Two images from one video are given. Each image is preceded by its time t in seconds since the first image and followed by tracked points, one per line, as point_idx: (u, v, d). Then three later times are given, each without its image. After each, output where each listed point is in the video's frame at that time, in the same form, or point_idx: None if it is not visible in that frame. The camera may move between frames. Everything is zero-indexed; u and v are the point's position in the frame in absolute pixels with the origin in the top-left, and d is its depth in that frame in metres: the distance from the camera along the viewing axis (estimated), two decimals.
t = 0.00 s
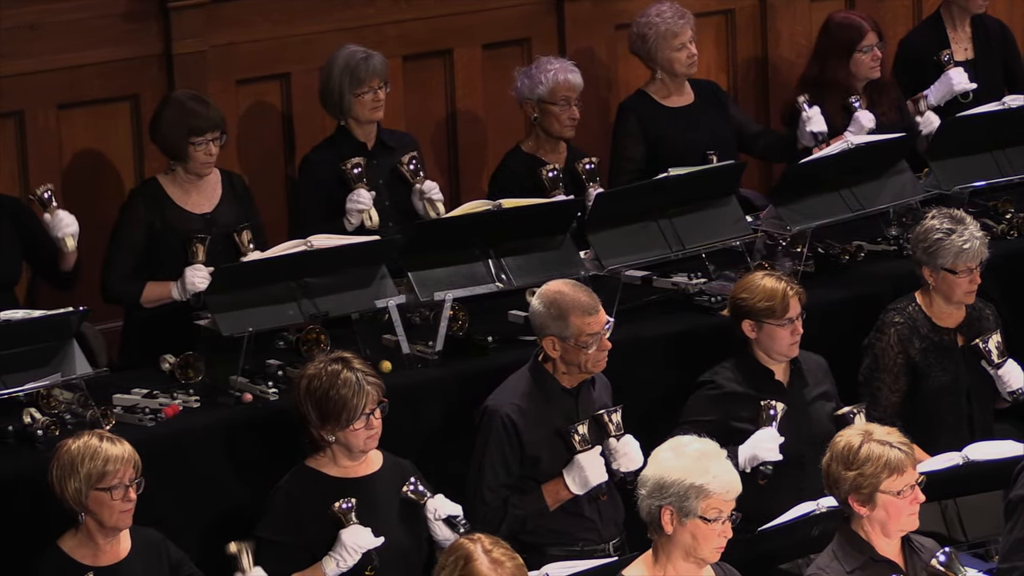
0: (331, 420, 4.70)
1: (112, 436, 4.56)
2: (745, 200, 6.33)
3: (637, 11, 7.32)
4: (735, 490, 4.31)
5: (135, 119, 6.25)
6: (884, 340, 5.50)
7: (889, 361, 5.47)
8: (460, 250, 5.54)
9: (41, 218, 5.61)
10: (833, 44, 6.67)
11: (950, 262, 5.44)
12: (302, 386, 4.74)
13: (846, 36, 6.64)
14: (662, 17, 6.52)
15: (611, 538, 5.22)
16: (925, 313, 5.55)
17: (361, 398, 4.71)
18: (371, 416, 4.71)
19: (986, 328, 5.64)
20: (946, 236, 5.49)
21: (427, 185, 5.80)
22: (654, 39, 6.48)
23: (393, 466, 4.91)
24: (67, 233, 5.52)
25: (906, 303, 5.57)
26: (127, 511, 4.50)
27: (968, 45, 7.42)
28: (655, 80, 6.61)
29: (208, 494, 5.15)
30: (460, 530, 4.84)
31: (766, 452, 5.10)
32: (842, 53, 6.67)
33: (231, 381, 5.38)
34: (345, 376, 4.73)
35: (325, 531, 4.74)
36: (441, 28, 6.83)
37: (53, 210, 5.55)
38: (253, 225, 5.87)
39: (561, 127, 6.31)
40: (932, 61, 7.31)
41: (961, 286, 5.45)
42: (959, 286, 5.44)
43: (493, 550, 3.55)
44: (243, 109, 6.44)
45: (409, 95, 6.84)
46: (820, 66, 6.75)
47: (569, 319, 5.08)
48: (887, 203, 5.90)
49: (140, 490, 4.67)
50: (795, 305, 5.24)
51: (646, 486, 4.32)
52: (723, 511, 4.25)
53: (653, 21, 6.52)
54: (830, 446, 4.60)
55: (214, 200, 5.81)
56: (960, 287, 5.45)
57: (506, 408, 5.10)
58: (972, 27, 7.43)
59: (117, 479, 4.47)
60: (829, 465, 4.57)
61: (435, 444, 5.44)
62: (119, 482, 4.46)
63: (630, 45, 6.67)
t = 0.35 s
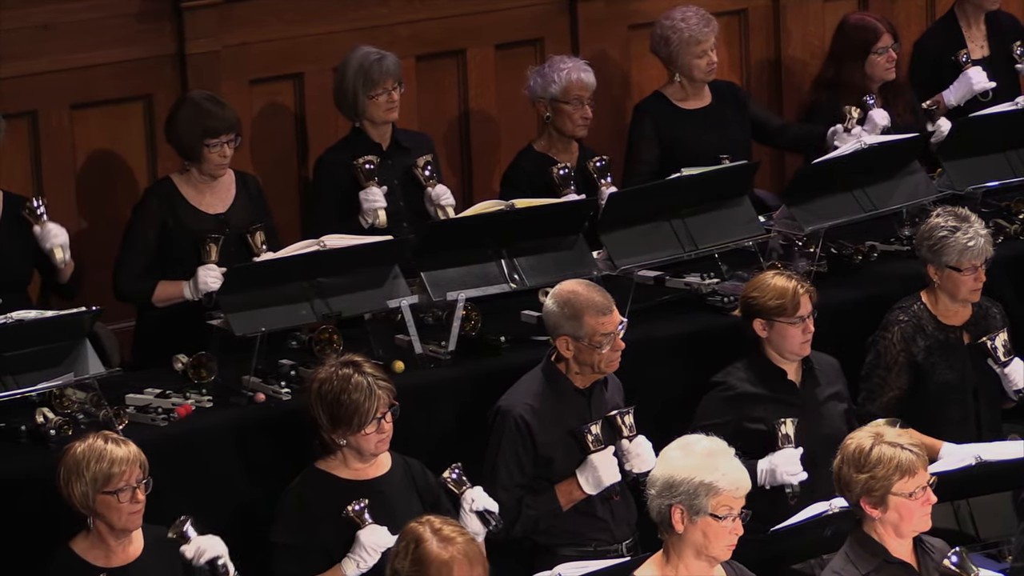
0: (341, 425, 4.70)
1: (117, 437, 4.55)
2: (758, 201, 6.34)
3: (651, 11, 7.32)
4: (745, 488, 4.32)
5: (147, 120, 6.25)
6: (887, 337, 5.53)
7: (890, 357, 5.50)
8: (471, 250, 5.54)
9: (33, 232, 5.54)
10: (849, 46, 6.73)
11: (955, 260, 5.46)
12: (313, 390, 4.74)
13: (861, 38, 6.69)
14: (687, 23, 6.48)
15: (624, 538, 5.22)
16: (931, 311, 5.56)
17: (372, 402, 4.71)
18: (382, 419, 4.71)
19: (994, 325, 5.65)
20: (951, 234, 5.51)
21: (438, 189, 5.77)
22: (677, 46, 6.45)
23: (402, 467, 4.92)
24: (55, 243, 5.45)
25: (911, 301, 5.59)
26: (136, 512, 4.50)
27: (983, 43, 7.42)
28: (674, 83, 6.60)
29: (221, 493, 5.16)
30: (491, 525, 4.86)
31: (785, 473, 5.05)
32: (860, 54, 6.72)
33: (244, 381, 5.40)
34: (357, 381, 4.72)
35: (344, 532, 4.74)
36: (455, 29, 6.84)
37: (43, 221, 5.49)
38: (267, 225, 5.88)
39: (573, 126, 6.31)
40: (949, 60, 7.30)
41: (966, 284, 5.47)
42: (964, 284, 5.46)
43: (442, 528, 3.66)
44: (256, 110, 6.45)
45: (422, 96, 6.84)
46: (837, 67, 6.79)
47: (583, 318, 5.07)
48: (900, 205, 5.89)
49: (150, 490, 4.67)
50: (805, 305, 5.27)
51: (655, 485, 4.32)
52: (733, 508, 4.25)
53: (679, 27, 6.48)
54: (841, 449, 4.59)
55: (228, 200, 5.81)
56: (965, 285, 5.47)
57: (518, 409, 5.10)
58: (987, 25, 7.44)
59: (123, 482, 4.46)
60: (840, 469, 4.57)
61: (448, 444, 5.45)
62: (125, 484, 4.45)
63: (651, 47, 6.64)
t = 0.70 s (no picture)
0: (346, 432, 4.72)
1: (123, 438, 4.55)
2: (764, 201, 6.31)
3: (658, 11, 7.32)
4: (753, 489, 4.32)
5: (153, 118, 6.24)
6: (888, 337, 5.52)
7: (890, 358, 5.49)
8: (478, 250, 5.54)
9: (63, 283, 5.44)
10: (853, 46, 6.70)
11: (956, 259, 5.46)
12: (318, 397, 4.76)
13: (862, 40, 6.69)
14: (700, 23, 6.45)
15: (631, 538, 5.22)
16: (932, 311, 5.56)
17: (378, 407, 4.71)
18: (388, 427, 4.73)
19: (996, 325, 5.67)
20: (951, 234, 5.51)
21: (444, 190, 5.73)
22: (691, 46, 6.42)
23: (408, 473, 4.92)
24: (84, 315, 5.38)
25: (912, 301, 5.59)
26: (145, 513, 4.51)
27: (991, 41, 7.42)
28: (687, 83, 6.58)
29: (228, 493, 5.17)
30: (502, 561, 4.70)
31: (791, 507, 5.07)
32: (861, 56, 6.70)
33: (249, 381, 5.41)
34: (362, 387, 4.73)
35: (344, 536, 4.75)
36: (460, 28, 6.84)
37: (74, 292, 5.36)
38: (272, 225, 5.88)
39: (578, 131, 6.30)
40: (959, 60, 7.30)
41: (968, 283, 5.47)
42: (965, 283, 5.46)
43: (399, 527, 3.81)
44: (263, 110, 6.45)
45: (428, 97, 6.84)
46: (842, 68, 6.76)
47: (592, 318, 5.08)
48: (907, 205, 5.89)
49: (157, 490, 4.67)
50: (810, 304, 5.26)
51: (663, 487, 4.32)
52: (741, 510, 4.26)
53: (692, 27, 6.45)
54: (847, 453, 4.59)
55: (233, 200, 5.80)
56: (966, 284, 5.47)
57: (526, 407, 5.10)
58: (994, 24, 7.45)
59: (131, 483, 4.46)
60: (847, 472, 4.56)
61: (454, 445, 5.45)
62: (133, 485, 4.45)
63: (664, 45, 6.62)
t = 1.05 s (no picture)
0: (363, 427, 4.72)
1: (135, 437, 4.55)
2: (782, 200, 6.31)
3: (677, 11, 7.32)
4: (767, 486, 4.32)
5: (172, 118, 6.25)
6: (904, 338, 5.52)
7: (906, 358, 5.49)
8: (495, 251, 5.54)
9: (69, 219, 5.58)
10: (869, 46, 6.70)
11: (971, 259, 5.44)
12: (336, 393, 4.75)
13: (878, 39, 6.68)
14: (719, 19, 6.46)
15: (649, 538, 5.21)
16: (948, 312, 5.54)
17: (395, 403, 4.71)
18: (405, 422, 4.72)
19: (1013, 324, 5.65)
20: (966, 233, 5.50)
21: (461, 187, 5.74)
22: (710, 41, 6.43)
23: (424, 470, 4.93)
24: (90, 212, 5.47)
25: (928, 303, 5.57)
26: (162, 511, 4.51)
27: (1011, 36, 7.44)
28: (706, 79, 6.59)
29: (245, 493, 5.17)
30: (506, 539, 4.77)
31: (811, 510, 5.06)
32: (876, 52, 6.70)
33: (268, 381, 5.43)
34: (379, 383, 4.73)
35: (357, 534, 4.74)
36: (478, 28, 6.84)
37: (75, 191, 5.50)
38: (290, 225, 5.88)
39: (592, 133, 6.28)
40: (977, 56, 7.34)
41: (982, 282, 5.45)
42: (980, 282, 5.44)
43: (400, 530, 3.90)
44: (281, 110, 6.45)
45: (447, 96, 6.85)
46: (858, 67, 6.78)
47: (611, 315, 5.10)
48: (924, 205, 5.88)
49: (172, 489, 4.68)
50: (825, 305, 5.27)
51: (677, 488, 4.33)
52: (757, 506, 4.26)
53: (712, 22, 6.47)
54: (863, 456, 4.59)
55: (251, 200, 5.79)
56: (981, 283, 5.45)
57: (545, 406, 5.12)
58: (1013, 19, 7.46)
59: (147, 482, 4.47)
60: (864, 475, 4.55)
61: (471, 445, 5.46)
62: (149, 485, 4.46)
63: (685, 39, 6.62)
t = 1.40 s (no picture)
0: (398, 429, 4.69)
1: (154, 441, 4.54)
2: (813, 200, 6.32)
3: (708, 12, 7.36)
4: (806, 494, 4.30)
5: (202, 118, 6.30)
6: (937, 339, 5.52)
7: (938, 359, 5.49)
8: (527, 250, 5.54)
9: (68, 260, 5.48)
10: (901, 45, 6.80)
11: (1005, 259, 5.43)
12: (371, 394, 4.73)
13: (911, 38, 6.77)
14: (750, 17, 6.48)
15: (681, 538, 5.22)
16: (980, 312, 5.53)
17: (431, 406, 4.69)
18: (440, 425, 4.70)
19: None
20: (999, 233, 5.49)
21: (492, 190, 5.74)
22: (740, 38, 6.45)
23: (458, 471, 4.91)
24: (88, 281, 5.38)
25: (962, 304, 5.57)
26: (193, 507, 4.51)
27: None
28: (737, 77, 6.60)
29: (277, 493, 5.16)
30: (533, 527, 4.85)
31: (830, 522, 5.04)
32: (909, 54, 6.79)
33: (299, 380, 5.41)
34: (414, 386, 4.70)
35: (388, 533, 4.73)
36: (509, 29, 6.89)
37: (81, 254, 5.40)
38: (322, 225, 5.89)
39: (619, 134, 6.27)
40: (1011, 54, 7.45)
41: (1016, 283, 5.45)
42: (1014, 282, 5.44)
43: (436, 530, 3.73)
44: (312, 109, 6.51)
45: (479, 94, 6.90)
46: (888, 68, 6.86)
47: (642, 313, 5.09)
48: (955, 205, 5.87)
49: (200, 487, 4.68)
50: (852, 304, 5.24)
51: (717, 488, 4.31)
52: (794, 514, 4.24)
53: (742, 19, 6.49)
54: (899, 457, 4.57)
55: (284, 200, 5.80)
56: (1015, 283, 5.45)
57: (578, 406, 5.10)
58: None
59: (174, 481, 4.47)
60: (900, 476, 4.53)
61: (503, 445, 5.45)
62: (176, 483, 4.47)
63: (715, 37, 6.64)
